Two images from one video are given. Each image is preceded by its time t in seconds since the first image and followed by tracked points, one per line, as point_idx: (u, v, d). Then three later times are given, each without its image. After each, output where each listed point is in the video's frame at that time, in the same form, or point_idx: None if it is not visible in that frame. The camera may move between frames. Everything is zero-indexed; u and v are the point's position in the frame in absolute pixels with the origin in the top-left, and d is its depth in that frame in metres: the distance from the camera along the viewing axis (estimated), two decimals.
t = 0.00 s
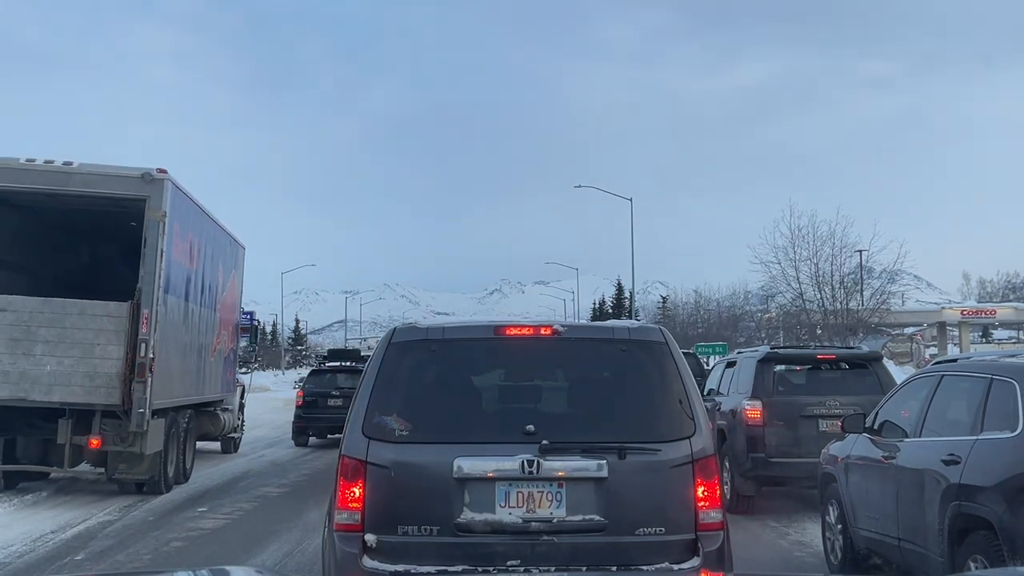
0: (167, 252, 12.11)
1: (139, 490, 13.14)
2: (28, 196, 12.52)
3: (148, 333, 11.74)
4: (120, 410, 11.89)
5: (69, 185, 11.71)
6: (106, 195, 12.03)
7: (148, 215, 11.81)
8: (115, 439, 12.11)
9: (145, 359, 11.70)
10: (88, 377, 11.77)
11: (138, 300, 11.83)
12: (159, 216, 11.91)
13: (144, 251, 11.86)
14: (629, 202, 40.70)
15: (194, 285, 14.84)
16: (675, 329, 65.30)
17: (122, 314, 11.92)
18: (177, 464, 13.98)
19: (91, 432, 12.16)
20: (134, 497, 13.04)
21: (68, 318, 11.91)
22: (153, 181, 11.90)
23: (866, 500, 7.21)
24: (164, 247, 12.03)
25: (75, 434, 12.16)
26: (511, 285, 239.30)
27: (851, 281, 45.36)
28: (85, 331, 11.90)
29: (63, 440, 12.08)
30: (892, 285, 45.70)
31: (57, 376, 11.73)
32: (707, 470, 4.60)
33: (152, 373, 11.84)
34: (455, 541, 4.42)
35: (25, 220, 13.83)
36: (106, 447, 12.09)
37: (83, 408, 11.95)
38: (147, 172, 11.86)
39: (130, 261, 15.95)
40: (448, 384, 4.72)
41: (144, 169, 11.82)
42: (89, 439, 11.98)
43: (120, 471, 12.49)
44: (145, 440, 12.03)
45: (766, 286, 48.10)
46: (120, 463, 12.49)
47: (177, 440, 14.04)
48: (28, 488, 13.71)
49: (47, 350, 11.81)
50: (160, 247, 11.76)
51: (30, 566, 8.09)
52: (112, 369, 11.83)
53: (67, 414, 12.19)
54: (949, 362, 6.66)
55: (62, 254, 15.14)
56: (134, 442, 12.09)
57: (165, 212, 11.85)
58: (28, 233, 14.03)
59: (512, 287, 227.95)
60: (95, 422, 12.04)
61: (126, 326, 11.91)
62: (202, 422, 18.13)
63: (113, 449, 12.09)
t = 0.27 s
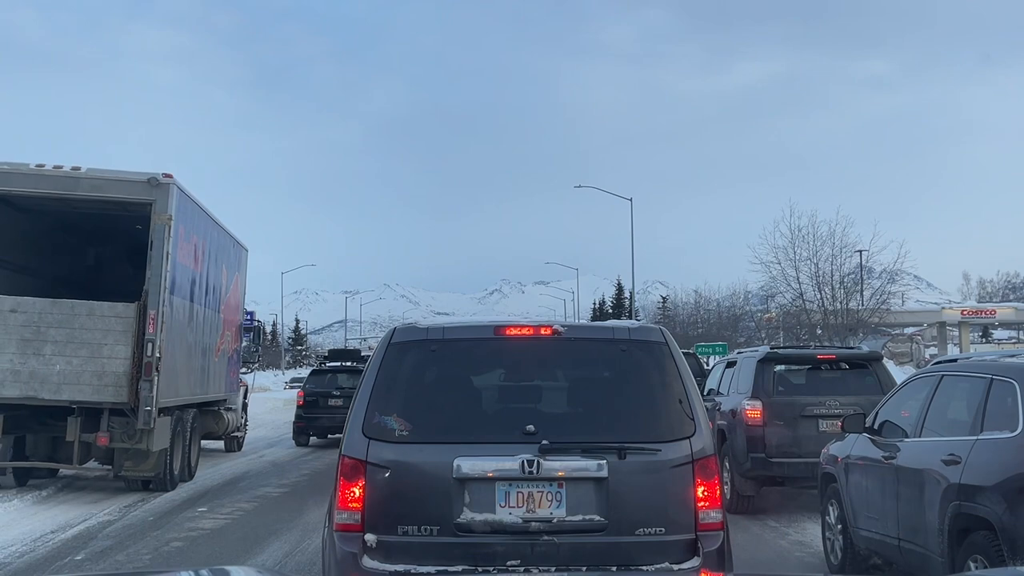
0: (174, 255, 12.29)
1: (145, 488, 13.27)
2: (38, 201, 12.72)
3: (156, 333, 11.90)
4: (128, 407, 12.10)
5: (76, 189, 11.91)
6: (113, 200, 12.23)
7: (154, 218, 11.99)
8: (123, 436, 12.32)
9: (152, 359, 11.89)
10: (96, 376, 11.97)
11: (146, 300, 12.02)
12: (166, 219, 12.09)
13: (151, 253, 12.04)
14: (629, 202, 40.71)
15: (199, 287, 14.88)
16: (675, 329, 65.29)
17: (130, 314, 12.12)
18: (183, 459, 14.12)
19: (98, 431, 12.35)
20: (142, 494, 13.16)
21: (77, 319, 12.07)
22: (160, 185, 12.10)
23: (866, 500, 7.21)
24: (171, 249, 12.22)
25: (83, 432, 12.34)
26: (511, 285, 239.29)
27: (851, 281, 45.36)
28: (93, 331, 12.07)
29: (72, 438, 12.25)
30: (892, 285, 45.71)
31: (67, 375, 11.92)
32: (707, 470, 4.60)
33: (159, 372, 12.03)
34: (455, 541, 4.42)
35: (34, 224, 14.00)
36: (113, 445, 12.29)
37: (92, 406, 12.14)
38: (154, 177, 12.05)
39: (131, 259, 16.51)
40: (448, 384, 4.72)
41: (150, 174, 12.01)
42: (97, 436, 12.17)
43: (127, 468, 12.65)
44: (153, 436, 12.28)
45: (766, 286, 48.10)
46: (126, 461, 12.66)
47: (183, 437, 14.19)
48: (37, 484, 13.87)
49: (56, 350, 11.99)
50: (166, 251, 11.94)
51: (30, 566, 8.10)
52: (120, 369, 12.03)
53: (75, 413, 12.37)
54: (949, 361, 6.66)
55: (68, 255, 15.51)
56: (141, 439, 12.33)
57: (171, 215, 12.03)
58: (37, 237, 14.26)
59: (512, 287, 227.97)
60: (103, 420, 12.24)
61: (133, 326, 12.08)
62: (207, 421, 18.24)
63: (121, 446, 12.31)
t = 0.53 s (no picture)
0: (178, 258, 12.50)
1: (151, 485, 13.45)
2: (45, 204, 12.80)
3: (161, 334, 12.11)
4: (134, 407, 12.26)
5: (84, 195, 12.05)
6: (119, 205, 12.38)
7: (160, 223, 12.17)
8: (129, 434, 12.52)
9: (157, 360, 12.06)
10: (104, 376, 12.10)
11: (151, 301, 12.20)
12: (171, 223, 12.29)
13: (156, 257, 12.22)
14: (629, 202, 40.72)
15: (204, 288, 14.94)
16: (675, 329, 65.29)
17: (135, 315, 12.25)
18: (187, 457, 14.25)
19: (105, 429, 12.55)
20: (148, 492, 13.31)
21: (85, 320, 12.19)
22: (165, 190, 12.27)
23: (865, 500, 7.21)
24: (176, 252, 12.42)
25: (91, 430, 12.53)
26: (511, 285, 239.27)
27: (851, 281, 45.36)
28: (101, 333, 12.20)
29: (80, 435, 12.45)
30: (892, 285, 45.71)
31: (75, 375, 12.05)
32: (707, 470, 4.60)
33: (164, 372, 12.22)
34: (456, 541, 4.42)
35: (39, 226, 14.08)
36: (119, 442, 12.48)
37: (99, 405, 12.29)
38: (159, 182, 12.22)
39: (138, 260, 16.63)
40: (448, 384, 4.72)
41: (155, 180, 12.18)
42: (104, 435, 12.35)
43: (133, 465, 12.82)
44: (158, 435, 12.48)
45: (766, 286, 48.11)
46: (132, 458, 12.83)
47: (187, 435, 14.31)
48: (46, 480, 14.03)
49: (65, 350, 12.11)
50: (172, 254, 12.16)
51: (30, 566, 8.10)
52: (126, 370, 12.16)
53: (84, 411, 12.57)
54: (949, 361, 6.67)
55: (72, 256, 15.63)
56: (147, 437, 12.51)
57: (177, 219, 12.22)
58: (42, 238, 14.37)
59: (512, 287, 227.98)
60: (110, 418, 12.43)
61: (139, 327, 12.24)
62: (212, 419, 18.27)
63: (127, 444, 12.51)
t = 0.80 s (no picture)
0: (185, 261, 12.60)
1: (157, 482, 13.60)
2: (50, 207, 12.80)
3: (167, 335, 12.22)
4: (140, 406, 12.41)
5: (92, 200, 12.14)
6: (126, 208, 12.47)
7: (167, 227, 12.27)
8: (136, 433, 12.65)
9: (163, 360, 12.24)
10: (111, 376, 12.25)
11: (158, 303, 12.30)
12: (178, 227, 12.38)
13: (163, 260, 12.32)
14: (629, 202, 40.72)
15: (208, 290, 14.96)
16: (675, 330, 65.28)
17: (143, 317, 12.35)
18: (191, 456, 14.45)
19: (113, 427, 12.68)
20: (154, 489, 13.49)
21: (93, 321, 12.30)
22: (172, 195, 12.34)
23: (866, 500, 7.21)
24: (182, 256, 12.53)
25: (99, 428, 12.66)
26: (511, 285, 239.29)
27: (851, 281, 45.35)
28: (108, 333, 12.32)
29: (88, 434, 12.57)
30: (892, 285, 45.70)
31: (84, 375, 12.18)
32: (707, 470, 4.60)
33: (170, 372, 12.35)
34: (455, 541, 4.42)
35: (42, 227, 14.08)
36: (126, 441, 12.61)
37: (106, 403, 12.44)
38: (166, 187, 12.28)
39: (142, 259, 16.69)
40: (448, 384, 4.72)
41: (163, 185, 12.25)
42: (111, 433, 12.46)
43: (139, 463, 12.89)
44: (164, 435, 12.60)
45: (766, 286, 48.11)
46: (139, 456, 12.90)
47: (192, 435, 14.50)
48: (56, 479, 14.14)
49: (74, 350, 12.23)
50: (178, 258, 12.26)
51: (30, 567, 8.10)
52: (134, 370, 12.32)
53: (92, 409, 12.70)
54: (949, 361, 6.67)
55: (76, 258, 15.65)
56: (154, 436, 12.64)
57: (184, 224, 12.31)
58: (44, 239, 14.39)
59: (512, 287, 227.96)
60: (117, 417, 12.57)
61: (147, 328, 12.33)
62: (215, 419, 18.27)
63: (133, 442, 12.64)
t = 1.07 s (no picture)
0: (190, 264, 12.80)
1: (162, 479, 13.81)
2: (55, 210, 12.89)
3: (174, 336, 12.39)
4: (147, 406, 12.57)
5: (99, 205, 12.35)
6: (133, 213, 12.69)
7: (173, 230, 12.46)
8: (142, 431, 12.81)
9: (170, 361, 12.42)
10: (118, 375, 12.40)
11: (164, 305, 12.48)
12: (183, 231, 12.58)
13: (169, 263, 12.52)
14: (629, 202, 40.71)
15: (213, 293, 15.03)
16: (675, 329, 65.28)
17: (149, 319, 12.49)
18: (197, 454, 14.69)
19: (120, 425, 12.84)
20: (161, 485, 13.80)
21: (101, 322, 12.47)
22: (177, 200, 12.56)
23: (866, 500, 7.21)
24: (187, 260, 12.73)
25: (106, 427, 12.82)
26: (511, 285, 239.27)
27: (852, 281, 45.35)
28: (115, 334, 12.48)
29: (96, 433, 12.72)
30: (892, 285, 45.69)
31: (91, 375, 12.33)
32: (707, 470, 4.60)
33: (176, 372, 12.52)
34: (455, 541, 4.42)
35: (46, 227, 14.06)
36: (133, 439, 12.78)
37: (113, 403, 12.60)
38: (171, 192, 12.51)
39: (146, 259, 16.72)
40: (448, 384, 4.72)
41: (168, 189, 12.47)
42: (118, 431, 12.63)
43: (145, 461, 13.08)
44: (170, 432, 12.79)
45: (766, 286, 48.10)
46: (145, 454, 13.10)
47: (197, 434, 14.75)
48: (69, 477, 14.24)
49: (83, 351, 12.40)
50: (183, 261, 12.46)
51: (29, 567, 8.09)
52: (139, 371, 12.47)
53: (99, 409, 12.84)
54: (949, 361, 6.66)
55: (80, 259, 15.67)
56: (160, 434, 12.81)
57: (189, 228, 12.51)
58: (49, 240, 14.37)
59: (512, 287, 227.93)
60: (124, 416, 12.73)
61: (153, 330, 12.48)
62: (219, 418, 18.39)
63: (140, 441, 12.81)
